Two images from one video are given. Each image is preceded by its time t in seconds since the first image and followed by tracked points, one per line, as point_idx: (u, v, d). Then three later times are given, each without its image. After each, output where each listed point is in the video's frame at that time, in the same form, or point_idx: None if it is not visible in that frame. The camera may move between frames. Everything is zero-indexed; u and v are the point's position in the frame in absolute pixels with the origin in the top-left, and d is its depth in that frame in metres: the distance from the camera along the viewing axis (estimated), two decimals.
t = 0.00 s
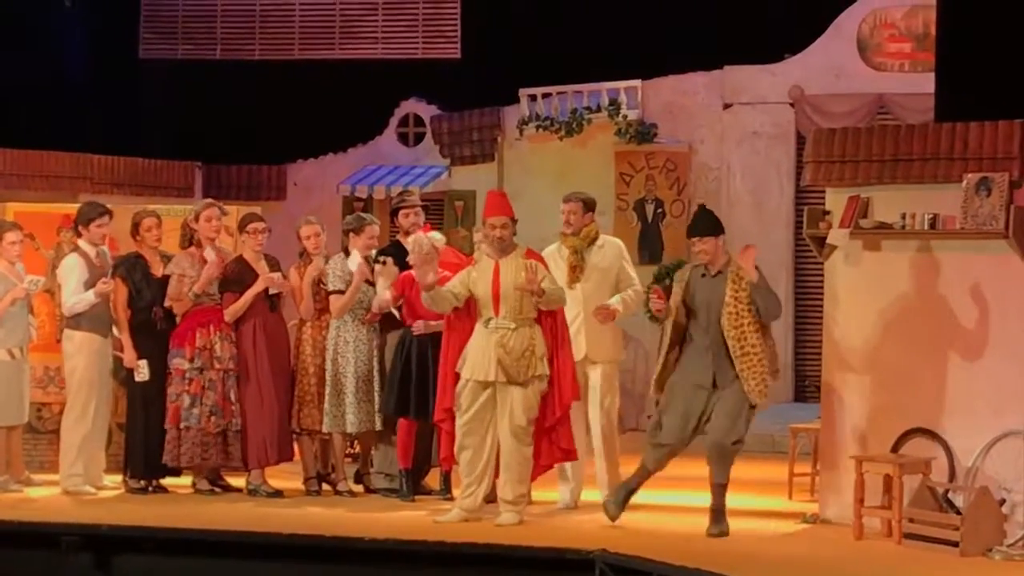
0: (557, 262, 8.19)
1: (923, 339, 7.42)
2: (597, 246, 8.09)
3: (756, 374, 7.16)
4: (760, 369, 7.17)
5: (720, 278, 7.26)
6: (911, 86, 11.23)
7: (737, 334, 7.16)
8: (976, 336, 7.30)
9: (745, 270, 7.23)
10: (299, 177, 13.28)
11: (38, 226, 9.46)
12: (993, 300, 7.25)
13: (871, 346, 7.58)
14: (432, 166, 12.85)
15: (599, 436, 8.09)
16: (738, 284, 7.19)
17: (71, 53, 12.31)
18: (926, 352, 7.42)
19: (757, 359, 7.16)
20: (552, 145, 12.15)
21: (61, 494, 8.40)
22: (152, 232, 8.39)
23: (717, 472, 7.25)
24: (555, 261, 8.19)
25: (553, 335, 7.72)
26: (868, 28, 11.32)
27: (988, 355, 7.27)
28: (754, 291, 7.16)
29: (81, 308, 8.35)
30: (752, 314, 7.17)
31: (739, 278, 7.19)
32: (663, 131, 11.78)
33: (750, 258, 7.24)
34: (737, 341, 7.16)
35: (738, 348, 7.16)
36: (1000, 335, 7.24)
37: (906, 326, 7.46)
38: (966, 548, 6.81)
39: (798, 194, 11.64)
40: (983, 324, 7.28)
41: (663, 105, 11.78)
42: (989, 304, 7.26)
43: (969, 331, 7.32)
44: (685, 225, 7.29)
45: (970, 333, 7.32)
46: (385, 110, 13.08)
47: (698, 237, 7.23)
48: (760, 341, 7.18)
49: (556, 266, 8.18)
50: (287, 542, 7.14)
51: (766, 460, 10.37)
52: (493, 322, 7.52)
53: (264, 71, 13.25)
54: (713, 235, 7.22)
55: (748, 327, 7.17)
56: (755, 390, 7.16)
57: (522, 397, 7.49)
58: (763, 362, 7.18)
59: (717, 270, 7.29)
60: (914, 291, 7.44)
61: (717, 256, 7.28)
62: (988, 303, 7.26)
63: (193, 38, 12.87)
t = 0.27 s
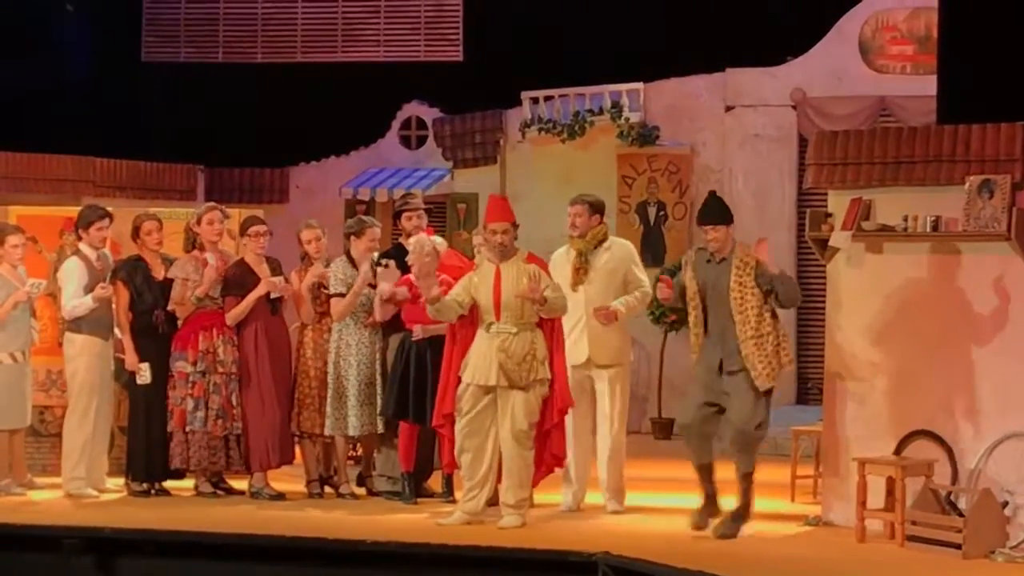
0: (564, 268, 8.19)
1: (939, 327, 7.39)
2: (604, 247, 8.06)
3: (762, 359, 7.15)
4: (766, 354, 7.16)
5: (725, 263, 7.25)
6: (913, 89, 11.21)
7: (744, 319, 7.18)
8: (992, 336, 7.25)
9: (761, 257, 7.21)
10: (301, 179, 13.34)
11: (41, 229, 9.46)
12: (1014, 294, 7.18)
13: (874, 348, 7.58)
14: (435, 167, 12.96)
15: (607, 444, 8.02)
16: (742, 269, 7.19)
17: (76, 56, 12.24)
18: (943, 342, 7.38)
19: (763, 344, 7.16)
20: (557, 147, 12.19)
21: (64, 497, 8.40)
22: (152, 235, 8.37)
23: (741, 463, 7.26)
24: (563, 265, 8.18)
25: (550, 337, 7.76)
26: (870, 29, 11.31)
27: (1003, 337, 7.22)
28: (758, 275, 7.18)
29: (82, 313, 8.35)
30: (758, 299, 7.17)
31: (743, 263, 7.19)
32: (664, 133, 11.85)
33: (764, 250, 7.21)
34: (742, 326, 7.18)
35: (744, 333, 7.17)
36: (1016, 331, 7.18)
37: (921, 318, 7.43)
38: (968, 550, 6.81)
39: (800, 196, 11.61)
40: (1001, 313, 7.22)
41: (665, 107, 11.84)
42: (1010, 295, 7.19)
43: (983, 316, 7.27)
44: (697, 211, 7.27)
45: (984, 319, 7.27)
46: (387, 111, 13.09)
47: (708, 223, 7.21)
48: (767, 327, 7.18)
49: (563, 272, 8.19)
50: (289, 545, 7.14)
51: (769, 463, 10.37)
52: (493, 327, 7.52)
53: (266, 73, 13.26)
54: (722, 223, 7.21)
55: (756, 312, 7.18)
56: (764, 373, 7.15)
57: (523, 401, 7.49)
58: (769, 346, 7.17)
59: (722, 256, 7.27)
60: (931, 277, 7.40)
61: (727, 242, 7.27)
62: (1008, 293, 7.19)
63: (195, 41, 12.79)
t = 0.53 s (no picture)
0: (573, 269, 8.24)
1: (949, 342, 7.35)
2: (612, 249, 8.04)
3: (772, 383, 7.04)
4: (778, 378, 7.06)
5: (731, 287, 7.17)
6: (914, 89, 11.20)
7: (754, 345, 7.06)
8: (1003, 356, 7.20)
9: (772, 282, 7.10)
10: (301, 180, 13.28)
11: (41, 230, 9.46)
12: None
13: (875, 347, 7.57)
14: (436, 168, 12.89)
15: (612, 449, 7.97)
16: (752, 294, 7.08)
17: (77, 53, 12.31)
18: (953, 354, 7.34)
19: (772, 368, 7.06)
20: (557, 147, 12.20)
21: (64, 498, 8.39)
22: (150, 235, 8.38)
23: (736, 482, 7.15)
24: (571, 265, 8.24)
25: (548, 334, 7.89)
26: (870, 29, 11.29)
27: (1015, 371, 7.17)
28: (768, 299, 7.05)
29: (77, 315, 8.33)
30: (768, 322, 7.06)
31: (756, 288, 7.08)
32: (665, 133, 11.86)
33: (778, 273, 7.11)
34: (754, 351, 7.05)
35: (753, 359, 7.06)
36: None
37: (930, 329, 7.40)
38: (969, 549, 6.82)
39: (801, 196, 11.56)
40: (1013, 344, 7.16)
41: (665, 107, 11.86)
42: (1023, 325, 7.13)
43: (995, 347, 7.22)
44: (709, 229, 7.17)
45: (997, 349, 7.22)
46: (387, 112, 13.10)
47: (719, 244, 7.11)
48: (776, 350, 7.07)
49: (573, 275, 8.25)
50: (290, 546, 7.13)
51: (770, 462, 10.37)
52: (492, 319, 7.52)
53: (265, 74, 13.28)
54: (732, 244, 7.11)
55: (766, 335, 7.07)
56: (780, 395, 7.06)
57: (524, 397, 7.50)
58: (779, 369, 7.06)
59: (731, 281, 7.20)
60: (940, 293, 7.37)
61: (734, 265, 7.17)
62: (1023, 322, 7.13)
63: (196, 41, 12.77)
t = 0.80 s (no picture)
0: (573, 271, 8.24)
1: (947, 324, 7.37)
2: (612, 250, 8.03)
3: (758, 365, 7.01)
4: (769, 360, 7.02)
5: (735, 262, 7.13)
6: (913, 87, 11.20)
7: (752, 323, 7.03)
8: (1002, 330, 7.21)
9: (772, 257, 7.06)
10: (301, 179, 13.29)
11: (41, 229, 9.46)
12: None
13: (877, 347, 7.56)
14: (435, 167, 12.93)
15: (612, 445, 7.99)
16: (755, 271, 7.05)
17: (73, 56, 12.32)
18: (952, 337, 7.35)
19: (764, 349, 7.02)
20: (554, 147, 12.20)
21: (64, 498, 8.40)
22: (149, 236, 8.37)
23: (735, 468, 7.14)
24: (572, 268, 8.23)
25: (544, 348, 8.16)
26: (869, 27, 11.28)
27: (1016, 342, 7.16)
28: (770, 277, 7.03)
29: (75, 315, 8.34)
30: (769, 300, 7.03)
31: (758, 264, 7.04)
32: (665, 132, 11.87)
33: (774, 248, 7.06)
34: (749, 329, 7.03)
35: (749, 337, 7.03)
36: None
37: (927, 314, 7.42)
38: (968, 547, 6.81)
39: (800, 196, 11.52)
40: (1013, 314, 7.17)
41: (665, 105, 11.86)
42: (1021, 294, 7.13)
43: (997, 317, 7.23)
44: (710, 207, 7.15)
45: (999, 320, 7.22)
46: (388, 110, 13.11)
47: (720, 221, 7.10)
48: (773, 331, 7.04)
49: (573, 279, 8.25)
50: (289, 545, 7.13)
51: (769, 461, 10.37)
52: (484, 317, 7.54)
53: (265, 73, 13.28)
54: (732, 222, 7.09)
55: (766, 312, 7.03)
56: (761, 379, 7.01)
57: (514, 395, 7.47)
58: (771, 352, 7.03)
59: (735, 254, 7.15)
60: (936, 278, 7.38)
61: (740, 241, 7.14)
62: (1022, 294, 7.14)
63: (195, 40, 12.75)
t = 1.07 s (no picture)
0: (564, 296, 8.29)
1: (945, 333, 7.37)
2: (611, 247, 8.03)
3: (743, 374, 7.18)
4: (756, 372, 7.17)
5: (738, 280, 7.29)
6: (910, 85, 11.20)
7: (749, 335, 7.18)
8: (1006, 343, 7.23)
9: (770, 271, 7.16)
10: (299, 178, 13.29)
11: (39, 229, 9.47)
12: None
13: (872, 344, 7.56)
14: (432, 166, 12.89)
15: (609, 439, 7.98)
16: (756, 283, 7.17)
17: (70, 55, 12.34)
18: (950, 346, 7.36)
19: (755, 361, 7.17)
20: (552, 146, 12.18)
21: (61, 497, 8.40)
22: (146, 234, 8.39)
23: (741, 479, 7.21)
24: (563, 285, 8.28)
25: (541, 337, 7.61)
26: (867, 25, 11.30)
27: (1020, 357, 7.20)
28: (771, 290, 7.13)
29: (67, 316, 8.33)
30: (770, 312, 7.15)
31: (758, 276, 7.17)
32: (663, 131, 11.85)
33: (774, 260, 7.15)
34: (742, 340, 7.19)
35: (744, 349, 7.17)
36: None
37: (925, 323, 7.42)
38: (966, 545, 6.82)
39: (797, 194, 11.57)
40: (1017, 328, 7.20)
41: (663, 104, 11.84)
42: (1022, 305, 7.18)
43: (1000, 327, 7.25)
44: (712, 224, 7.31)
45: (1001, 331, 7.25)
46: (384, 110, 13.09)
47: (719, 236, 7.27)
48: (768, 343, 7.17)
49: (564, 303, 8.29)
50: (287, 542, 7.13)
51: (768, 459, 10.37)
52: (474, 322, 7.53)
53: (262, 74, 13.26)
54: (731, 237, 7.25)
55: (765, 325, 7.18)
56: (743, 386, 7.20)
57: (500, 398, 7.45)
58: (762, 364, 7.16)
59: (738, 272, 7.30)
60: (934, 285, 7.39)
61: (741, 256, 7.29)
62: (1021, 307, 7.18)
63: (193, 38, 12.77)
